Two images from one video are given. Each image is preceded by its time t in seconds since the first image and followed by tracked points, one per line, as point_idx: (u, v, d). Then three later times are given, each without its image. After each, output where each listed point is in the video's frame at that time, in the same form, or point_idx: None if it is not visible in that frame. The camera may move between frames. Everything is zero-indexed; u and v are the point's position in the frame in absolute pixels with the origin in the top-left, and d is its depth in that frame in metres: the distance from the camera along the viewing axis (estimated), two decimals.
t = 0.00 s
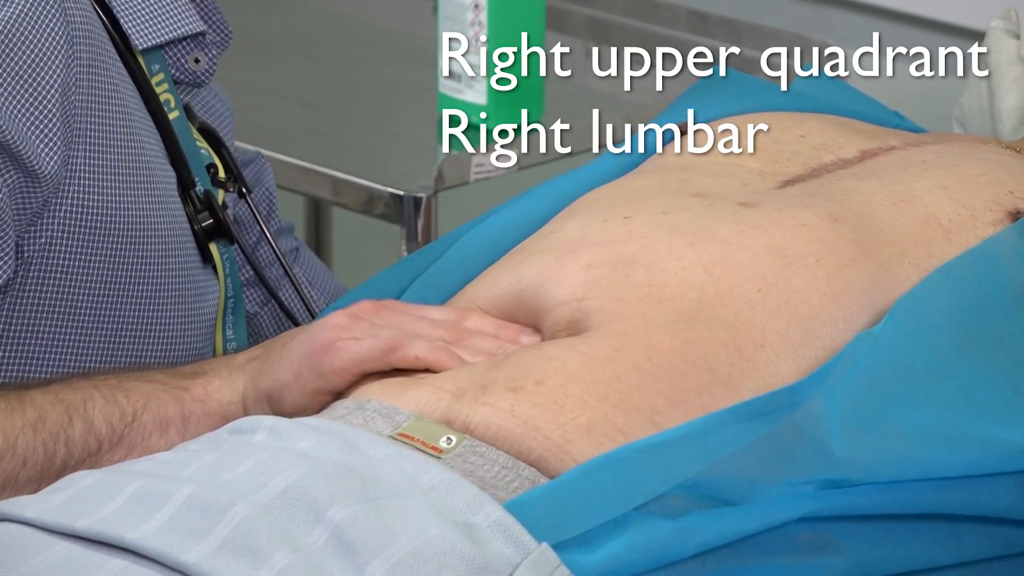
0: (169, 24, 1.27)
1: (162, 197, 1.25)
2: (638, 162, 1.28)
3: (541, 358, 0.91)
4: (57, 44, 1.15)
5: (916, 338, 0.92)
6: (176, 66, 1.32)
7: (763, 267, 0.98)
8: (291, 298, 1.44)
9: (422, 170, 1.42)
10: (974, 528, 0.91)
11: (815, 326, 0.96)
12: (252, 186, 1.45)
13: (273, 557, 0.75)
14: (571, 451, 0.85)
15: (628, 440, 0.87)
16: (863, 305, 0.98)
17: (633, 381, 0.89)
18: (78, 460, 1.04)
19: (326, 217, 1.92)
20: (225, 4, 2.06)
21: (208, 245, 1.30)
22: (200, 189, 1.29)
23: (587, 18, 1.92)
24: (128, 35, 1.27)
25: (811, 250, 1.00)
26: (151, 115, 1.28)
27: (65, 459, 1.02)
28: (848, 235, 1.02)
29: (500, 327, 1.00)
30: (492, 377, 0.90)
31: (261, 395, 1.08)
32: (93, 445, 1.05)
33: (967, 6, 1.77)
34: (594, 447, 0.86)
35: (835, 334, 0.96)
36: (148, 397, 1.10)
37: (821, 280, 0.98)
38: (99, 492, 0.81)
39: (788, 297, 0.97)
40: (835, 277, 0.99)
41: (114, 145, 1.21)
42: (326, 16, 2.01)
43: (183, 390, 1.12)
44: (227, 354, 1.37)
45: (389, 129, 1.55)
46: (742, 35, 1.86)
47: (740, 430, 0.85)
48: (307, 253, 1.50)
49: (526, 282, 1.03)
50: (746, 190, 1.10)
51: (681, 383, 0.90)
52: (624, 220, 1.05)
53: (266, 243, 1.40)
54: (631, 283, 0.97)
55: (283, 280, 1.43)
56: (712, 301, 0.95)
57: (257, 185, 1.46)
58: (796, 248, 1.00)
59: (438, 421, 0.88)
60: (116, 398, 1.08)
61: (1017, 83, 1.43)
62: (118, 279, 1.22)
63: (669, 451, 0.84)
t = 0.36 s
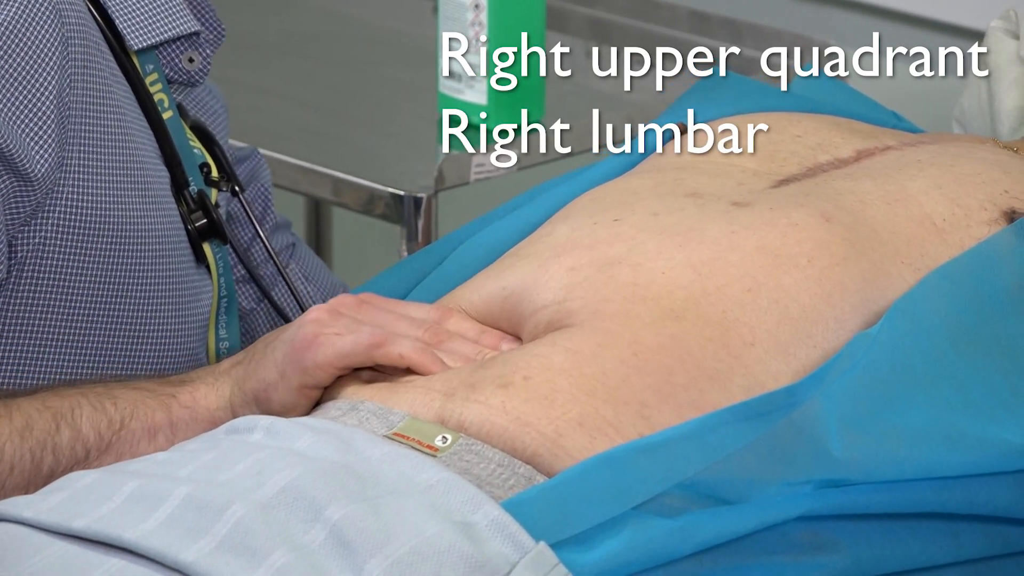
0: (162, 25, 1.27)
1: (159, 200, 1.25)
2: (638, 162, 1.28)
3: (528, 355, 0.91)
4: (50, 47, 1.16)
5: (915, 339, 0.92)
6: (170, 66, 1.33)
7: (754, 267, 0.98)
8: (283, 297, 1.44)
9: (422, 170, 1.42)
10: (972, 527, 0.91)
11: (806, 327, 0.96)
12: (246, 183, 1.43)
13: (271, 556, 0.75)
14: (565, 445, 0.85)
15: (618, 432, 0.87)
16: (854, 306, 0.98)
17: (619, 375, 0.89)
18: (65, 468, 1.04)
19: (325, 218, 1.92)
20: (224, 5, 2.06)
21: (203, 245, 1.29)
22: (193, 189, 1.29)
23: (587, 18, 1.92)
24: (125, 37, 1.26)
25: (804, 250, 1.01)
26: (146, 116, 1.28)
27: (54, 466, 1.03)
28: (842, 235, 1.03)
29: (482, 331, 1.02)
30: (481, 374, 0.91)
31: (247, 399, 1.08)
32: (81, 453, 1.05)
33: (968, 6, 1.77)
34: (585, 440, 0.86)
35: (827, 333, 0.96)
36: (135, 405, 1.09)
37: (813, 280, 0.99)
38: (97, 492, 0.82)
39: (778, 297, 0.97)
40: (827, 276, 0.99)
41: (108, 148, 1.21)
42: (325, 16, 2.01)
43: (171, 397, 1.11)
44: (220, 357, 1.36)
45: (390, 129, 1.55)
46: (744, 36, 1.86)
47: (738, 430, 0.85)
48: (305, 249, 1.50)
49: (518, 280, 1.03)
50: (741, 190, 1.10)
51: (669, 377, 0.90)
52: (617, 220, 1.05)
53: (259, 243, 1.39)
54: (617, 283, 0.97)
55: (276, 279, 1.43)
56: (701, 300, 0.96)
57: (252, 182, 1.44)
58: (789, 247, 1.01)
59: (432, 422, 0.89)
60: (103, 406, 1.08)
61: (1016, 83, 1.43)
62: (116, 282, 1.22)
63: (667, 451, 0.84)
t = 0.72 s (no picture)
0: (159, 24, 1.27)
1: (154, 200, 1.25)
2: (640, 161, 1.28)
3: (536, 355, 0.91)
4: (52, 46, 1.15)
5: (917, 340, 0.92)
6: (165, 65, 1.33)
7: (759, 267, 0.98)
8: (280, 293, 1.45)
9: (421, 170, 1.42)
10: (974, 528, 0.91)
11: (811, 326, 0.96)
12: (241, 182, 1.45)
13: (274, 556, 0.75)
14: (569, 449, 0.85)
15: (624, 435, 0.87)
16: (858, 306, 0.98)
17: (629, 377, 0.89)
18: (75, 468, 1.04)
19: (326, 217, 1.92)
20: (226, 5, 2.06)
21: (197, 245, 1.30)
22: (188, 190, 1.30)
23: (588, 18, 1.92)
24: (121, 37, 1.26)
25: (808, 250, 1.01)
26: (140, 115, 1.28)
27: (63, 467, 1.03)
28: (845, 235, 1.03)
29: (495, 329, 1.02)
30: (489, 375, 0.91)
31: (259, 399, 1.08)
32: (90, 454, 1.05)
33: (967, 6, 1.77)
34: (591, 445, 0.86)
35: (832, 332, 0.96)
36: (146, 407, 1.09)
37: (817, 281, 0.99)
38: (99, 492, 0.81)
39: (783, 296, 0.97)
40: (831, 277, 0.99)
41: (106, 147, 1.21)
42: (327, 16, 2.01)
43: (180, 398, 1.11)
44: (215, 356, 1.37)
45: (390, 129, 1.55)
46: (744, 37, 1.86)
47: (740, 431, 0.85)
48: (300, 244, 1.51)
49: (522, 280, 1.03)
50: (744, 190, 1.10)
51: (675, 378, 0.90)
52: (619, 218, 1.05)
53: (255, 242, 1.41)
54: (627, 281, 0.97)
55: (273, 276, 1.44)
56: (708, 299, 0.96)
57: (247, 179, 1.46)
58: (793, 247, 1.00)
59: (437, 420, 0.89)
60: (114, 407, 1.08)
61: (1017, 83, 1.42)
62: (111, 281, 1.22)
63: (669, 452, 0.84)
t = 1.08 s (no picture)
0: (145, 22, 1.27)
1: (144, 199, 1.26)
2: (640, 161, 1.28)
3: (541, 355, 0.91)
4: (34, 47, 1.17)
5: (917, 340, 0.92)
6: (152, 63, 1.32)
7: (764, 266, 0.98)
8: (270, 290, 1.44)
9: (421, 170, 1.42)
10: (975, 528, 0.91)
11: (815, 326, 0.96)
12: (231, 176, 1.46)
13: (274, 557, 0.75)
14: (571, 451, 0.85)
15: (629, 439, 0.87)
16: (862, 306, 0.98)
17: (635, 381, 0.89)
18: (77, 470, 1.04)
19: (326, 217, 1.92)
20: (227, 5, 2.06)
21: (184, 245, 1.29)
22: (174, 189, 1.29)
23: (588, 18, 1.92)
24: (106, 36, 1.26)
25: (813, 250, 1.00)
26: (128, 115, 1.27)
27: (64, 469, 1.02)
28: (849, 235, 1.02)
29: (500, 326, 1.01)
30: (494, 374, 0.90)
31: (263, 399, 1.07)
32: (90, 456, 1.04)
33: (967, 6, 1.76)
34: (594, 447, 0.86)
35: (836, 333, 0.96)
36: (146, 406, 1.08)
37: (822, 280, 0.98)
38: (100, 492, 0.81)
39: (788, 296, 0.96)
40: (835, 276, 0.99)
41: (94, 146, 1.23)
42: (328, 16, 2.01)
43: (180, 398, 1.10)
44: (204, 354, 1.35)
45: (391, 129, 1.55)
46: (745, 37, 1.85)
47: (741, 431, 0.85)
48: (296, 234, 1.53)
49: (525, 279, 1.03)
50: (747, 190, 1.10)
51: (682, 381, 0.90)
52: (621, 216, 1.05)
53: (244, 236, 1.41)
54: (632, 279, 0.97)
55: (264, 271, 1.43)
56: (713, 299, 0.95)
57: (238, 172, 1.47)
58: (798, 247, 1.00)
59: (438, 420, 0.88)
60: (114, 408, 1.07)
61: (1017, 83, 1.42)
62: (97, 280, 1.23)
63: (670, 452, 0.84)
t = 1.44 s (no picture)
0: (121, 17, 1.28)
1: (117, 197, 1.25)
2: (637, 159, 1.29)
3: (533, 352, 0.92)
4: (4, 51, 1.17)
5: (913, 340, 0.92)
6: (130, 58, 1.33)
7: (759, 265, 0.99)
8: (257, 282, 1.46)
9: (422, 170, 1.42)
10: (971, 527, 0.91)
11: (808, 327, 0.96)
12: (217, 166, 1.46)
13: (270, 557, 0.75)
14: (567, 452, 0.85)
15: (623, 439, 0.87)
16: (857, 306, 0.98)
17: (628, 381, 0.89)
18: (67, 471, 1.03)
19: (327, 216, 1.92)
20: (228, 6, 2.06)
21: (163, 241, 1.27)
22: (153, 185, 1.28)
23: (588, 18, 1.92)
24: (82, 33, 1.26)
25: (808, 249, 1.01)
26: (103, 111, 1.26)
27: (45, 470, 1.00)
28: (845, 234, 1.03)
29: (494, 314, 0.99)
30: (484, 370, 0.91)
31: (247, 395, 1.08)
32: (71, 455, 1.02)
33: (967, 6, 1.76)
34: (590, 447, 0.86)
35: (829, 332, 0.96)
36: (126, 402, 1.07)
37: (816, 280, 0.99)
38: (96, 492, 0.82)
39: (782, 296, 0.97)
40: (829, 276, 0.99)
41: (67, 149, 1.22)
42: (329, 16, 2.01)
43: (158, 391, 1.10)
44: (188, 349, 1.33)
45: (391, 129, 1.55)
46: (744, 36, 1.85)
47: (736, 431, 0.85)
48: (287, 219, 1.53)
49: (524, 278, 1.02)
50: (744, 189, 1.11)
51: (675, 381, 0.90)
52: (621, 212, 1.04)
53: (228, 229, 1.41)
54: (632, 273, 0.97)
55: (248, 263, 1.45)
56: (707, 299, 0.96)
57: (225, 160, 1.47)
58: (792, 247, 1.01)
59: (431, 419, 0.89)
60: (92, 406, 1.06)
61: (1017, 83, 1.42)
62: (75, 279, 1.22)
63: (665, 451, 0.84)
